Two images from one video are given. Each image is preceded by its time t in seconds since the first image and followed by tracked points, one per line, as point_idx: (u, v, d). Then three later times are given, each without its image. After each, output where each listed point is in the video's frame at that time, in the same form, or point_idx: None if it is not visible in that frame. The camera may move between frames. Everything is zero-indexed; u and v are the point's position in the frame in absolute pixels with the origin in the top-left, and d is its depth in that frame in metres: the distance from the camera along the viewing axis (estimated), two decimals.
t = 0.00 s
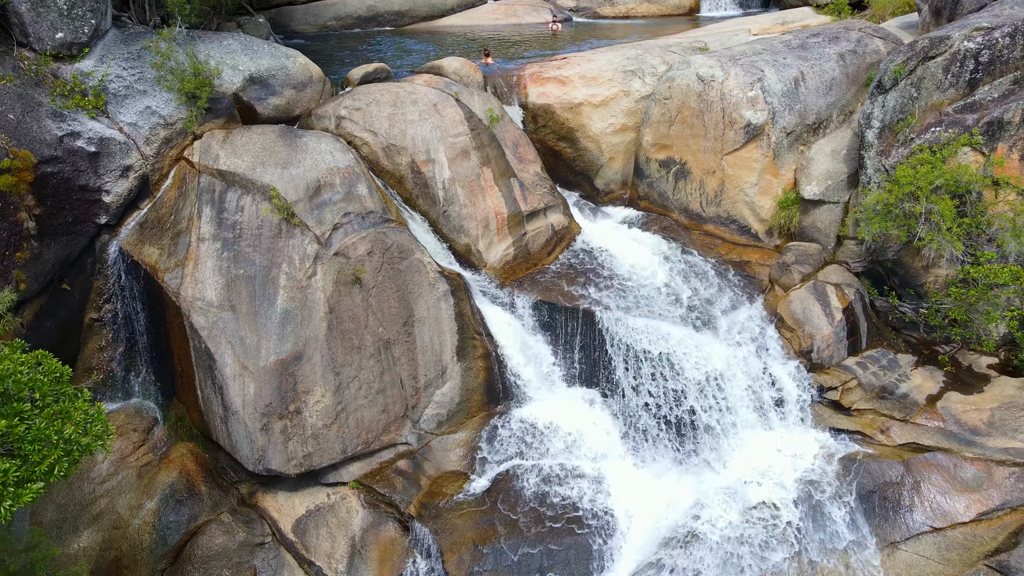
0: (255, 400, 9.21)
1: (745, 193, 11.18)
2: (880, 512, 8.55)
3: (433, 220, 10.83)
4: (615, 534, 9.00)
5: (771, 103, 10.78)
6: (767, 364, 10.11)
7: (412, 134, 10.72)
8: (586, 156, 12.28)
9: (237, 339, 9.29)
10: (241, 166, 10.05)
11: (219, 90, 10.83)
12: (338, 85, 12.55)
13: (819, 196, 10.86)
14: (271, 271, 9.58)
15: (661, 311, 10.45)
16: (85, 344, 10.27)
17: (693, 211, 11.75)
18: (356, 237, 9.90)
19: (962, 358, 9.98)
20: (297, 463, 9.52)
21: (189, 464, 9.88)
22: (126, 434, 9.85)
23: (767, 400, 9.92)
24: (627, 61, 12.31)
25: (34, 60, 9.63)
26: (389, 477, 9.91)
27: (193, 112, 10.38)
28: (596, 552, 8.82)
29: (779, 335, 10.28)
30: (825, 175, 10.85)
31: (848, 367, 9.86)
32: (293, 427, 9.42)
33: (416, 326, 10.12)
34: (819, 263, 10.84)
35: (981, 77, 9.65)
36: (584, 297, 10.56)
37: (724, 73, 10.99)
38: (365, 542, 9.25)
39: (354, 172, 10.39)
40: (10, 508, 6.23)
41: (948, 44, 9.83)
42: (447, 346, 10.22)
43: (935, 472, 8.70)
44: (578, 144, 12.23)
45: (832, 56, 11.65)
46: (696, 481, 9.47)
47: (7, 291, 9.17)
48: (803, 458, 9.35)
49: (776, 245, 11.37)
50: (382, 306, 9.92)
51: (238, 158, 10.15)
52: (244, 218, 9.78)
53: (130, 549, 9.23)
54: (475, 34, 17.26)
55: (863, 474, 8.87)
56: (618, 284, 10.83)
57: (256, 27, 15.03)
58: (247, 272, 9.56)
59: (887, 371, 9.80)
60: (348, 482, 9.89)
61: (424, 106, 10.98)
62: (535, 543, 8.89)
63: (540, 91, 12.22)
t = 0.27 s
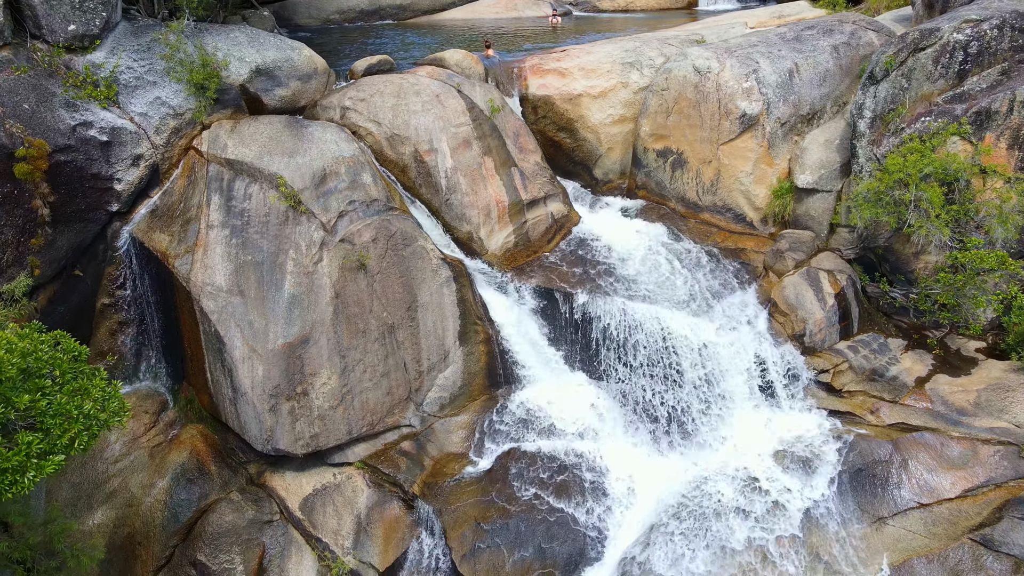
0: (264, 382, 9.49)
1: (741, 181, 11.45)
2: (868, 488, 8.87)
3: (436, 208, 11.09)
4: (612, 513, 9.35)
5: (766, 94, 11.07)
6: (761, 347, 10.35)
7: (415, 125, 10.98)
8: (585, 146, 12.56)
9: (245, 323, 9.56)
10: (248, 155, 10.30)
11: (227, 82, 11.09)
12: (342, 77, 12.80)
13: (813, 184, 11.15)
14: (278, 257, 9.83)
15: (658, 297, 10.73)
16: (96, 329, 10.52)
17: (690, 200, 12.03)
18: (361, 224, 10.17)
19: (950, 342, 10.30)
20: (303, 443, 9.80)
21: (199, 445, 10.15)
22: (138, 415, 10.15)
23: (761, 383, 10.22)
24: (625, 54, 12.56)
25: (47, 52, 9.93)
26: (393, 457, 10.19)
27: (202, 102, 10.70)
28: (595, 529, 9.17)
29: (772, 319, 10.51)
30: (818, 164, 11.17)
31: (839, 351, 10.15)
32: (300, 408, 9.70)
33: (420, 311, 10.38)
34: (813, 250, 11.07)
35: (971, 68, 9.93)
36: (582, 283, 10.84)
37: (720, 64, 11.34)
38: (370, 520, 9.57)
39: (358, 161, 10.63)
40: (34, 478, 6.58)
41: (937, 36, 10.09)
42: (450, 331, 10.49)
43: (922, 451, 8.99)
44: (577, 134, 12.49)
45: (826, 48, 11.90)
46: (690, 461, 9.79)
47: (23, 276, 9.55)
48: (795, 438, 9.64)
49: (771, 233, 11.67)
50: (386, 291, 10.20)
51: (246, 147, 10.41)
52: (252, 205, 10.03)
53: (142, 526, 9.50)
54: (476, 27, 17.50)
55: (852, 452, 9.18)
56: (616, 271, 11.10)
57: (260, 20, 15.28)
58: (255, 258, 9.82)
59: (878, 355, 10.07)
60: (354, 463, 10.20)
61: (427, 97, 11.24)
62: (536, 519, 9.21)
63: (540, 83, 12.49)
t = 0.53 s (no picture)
0: (272, 363, 9.77)
1: (736, 169, 11.73)
2: (857, 465, 9.22)
3: (438, 195, 11.36)
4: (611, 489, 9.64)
5: (761, 84, 11.35)
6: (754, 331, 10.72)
7: (418, 114, 11.24)
8: (584, 135, 12.82)
9: (254, 306, 9.82)
10: (256, 143, 10.58)
11: (234, 72, 11.35)
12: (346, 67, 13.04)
13: (807, 171, 11.36)
14: (286, 242, 10.12)
15: (655, 281, 11.04)
16: (107, 312, 10.84)
17: (687, 187, 12.34)
18: (365, 210, 10.43)
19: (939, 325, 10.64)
20: (311, 423, 10.09)
21: (209, 426, 10.44)
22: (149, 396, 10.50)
23: (755, 365, 10.57)
24: (623, 45, 12.82)
25: (60, 41, 10.24)
26: (397, 437, 10.49)
27: (210, 91, 10.98)
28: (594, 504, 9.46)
29: (766, 304, 10.88)
30: (812, 152, 11.39)
31: (831, 333, 10.48)
32: (307, 389, 9.99)
33: (423, 296, 10.66)
34: (806, 237, 11.38)
35: (960, 58, 10.23)
36: (582, 268, 11.12)
37: (716, 55, 11.58)
38: (375, 497, 9.89)
39: (363, 149, 10.91)
40: (57, 449, 6.92)
41: (928, 27, 10.40)
42: (452, 315, 10.77)
43: (910, 429, 9.33)
44: (576, 124, 12.76)
45: (820, 39, 12.16)
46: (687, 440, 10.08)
47: (38, 260, 9.82)
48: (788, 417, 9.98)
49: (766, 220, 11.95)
50: (391, 276, 10.49)
51: (253, 135, 10.68)
52: (259, 192, 10.29)
53: (154, 503, 9.79)
54: (477, 19, 17.73)
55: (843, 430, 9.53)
56: (614, 257, 11.39)
57: (264, 11, 15.51)
58: (263, 243, 10.09)
59: (868, 338, 10.39)
60: (359, 442, 10.49)
61: (429, 87, 11.51)
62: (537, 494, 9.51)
63: (540, 73, 12.75)
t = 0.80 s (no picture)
0: (279, 343, 10.06)
1: (732, 155, 12.04)
2: (847, 441, 9.52)
3: (441, 180, 11.62)
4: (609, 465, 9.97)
5: (756, 71, 11.66)
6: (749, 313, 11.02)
7: (421, 101, 11.49)
8: (584, 122, 13.10)
9: (262, 288, 10.09)
10: (262, 129, 10.83)
11: (240, 60, 11.59)
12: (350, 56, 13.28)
13: (800, 157, 11.75)
14: (292, 225, 10.37)
15: (652, 265, 11.30)
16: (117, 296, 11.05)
17: (683, 173, 12.66)
18: (369, 195, 10.69)
19: (928, 307, 10.94)
20: (317, 401, 10.38)
21: (218, 405, 10.77)
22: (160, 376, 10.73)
23: (749, 345, 10.84)
24: (622, 34, 13.03)
25: (71, 31, 10.62)
26: (401, 416, 10.79)
27: (218, 78, 11.27)
28: (591, 480, 9.78)
29: (760, 287, 11.20)
30: (805, 138, 11.78)
31: (823, 315, 10.78)
32: (313, 368, 10.28)
33: (425, 279, 10.95)
34: (800, 221, 11.64)
35: (950, 46, 10.52)
36: (581, 252, 11.38)
37: (713, 43, 11.87)
38: (380, 473, 10.20)
39: (366, 135, 11.16)
40: (77, 419, 7.34)
41: (919, 16, 10.76)
42: (454, 298, 11.05)
43: (898, 405, 9.64)
44: (575, 111, 13.02)
45: (815, 28, 12.40)
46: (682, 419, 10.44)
47: (51, 243, 10.09)
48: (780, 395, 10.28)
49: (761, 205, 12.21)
50: (394, 259, 10.75)
51: (260, 122, 10.93)
52: (266, 176, 10.55)
53: (166, 478, 10.14)
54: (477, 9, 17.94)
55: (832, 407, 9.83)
56: (612, 241, 11.65)
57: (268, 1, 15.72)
58: (270, 226, 10.35)
59: (859, 319, 10.69)
60: (364, 421, 10.79)
61: (432, 74, 11.76)
62: (535, 471, 9.86)
63: (540, 62, 12.95)
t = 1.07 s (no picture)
0: (286, 322, 10.35)
1: (727, 140, 12.38)
2: (837, 416, 9.81)
3: (443, 164, 11.90)
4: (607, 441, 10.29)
5: (752, 58, 12.02)
6: (745, 291, 11.28)
7: (423, 87, 11.76)
8: (583, 108, 13.36)
9: (269, 269, 10.38)
10: (267, 114, 11.08)
11: (247, 47, 11.84)
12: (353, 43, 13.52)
13: (795, 142, 11.95)
14: (299, 207, 10.67)
15: (650, 246, 11.59)
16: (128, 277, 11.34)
17: (680, 157, 12.96)
18: (372, 178, 10.93)
19: (918, 288, 11.18)
20: (322, 379, 10.68)
21: (227, 383, 11.05)
22: (170, 354, 11.07)
23: (744, 325, 11.14)
24: (620, 22, 13.25)
25: (81, 18, 10.89)
26: (405, 393, 11.09)
27: (225, 64, 11.57)
28: (591, 454, 10.10)
29: (755, 267, 11.44)
30: (799, 123, 12.02)
31: (816, 296, 11.09)
32: (319, 346, 10.58)
33: (428, 260, 11.22)
34: (794, 204, 11.92)
35: (940, 32, 10.79)
36: (580, 234, 11.64)
37: (709, 31, 12.26)
38: (384, 448, 10.48)
39: (370, 120, 11.40)
40: (95, 390, 7.74)
41: (910, 3, 11.03)
42: (456, 279, 11.33)
43: (887, 382, 9.95)
44: (575, 97, 13.30)
45: (809, 16, 12.66)
46: (678, 396, 10.76)
47: (63, 226, 10.43)
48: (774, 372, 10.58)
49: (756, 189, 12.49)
50: (398, 241, 11.03)
51: (266, 107, 11.18)
52: (272, 160, 10.82)
53: (177, 453, 10.40)
54: None
55: (824, 383, 10.14)
56: (612, 224, 11.93)
57: None
58: (277, 209, 10.63)
59: (850, 300, 11.00)
60: (368, 399, 11.05)
61: (434, 61, 12.02)
62: (535, 445, 10.19)
63: (540, 49, 13.26)
